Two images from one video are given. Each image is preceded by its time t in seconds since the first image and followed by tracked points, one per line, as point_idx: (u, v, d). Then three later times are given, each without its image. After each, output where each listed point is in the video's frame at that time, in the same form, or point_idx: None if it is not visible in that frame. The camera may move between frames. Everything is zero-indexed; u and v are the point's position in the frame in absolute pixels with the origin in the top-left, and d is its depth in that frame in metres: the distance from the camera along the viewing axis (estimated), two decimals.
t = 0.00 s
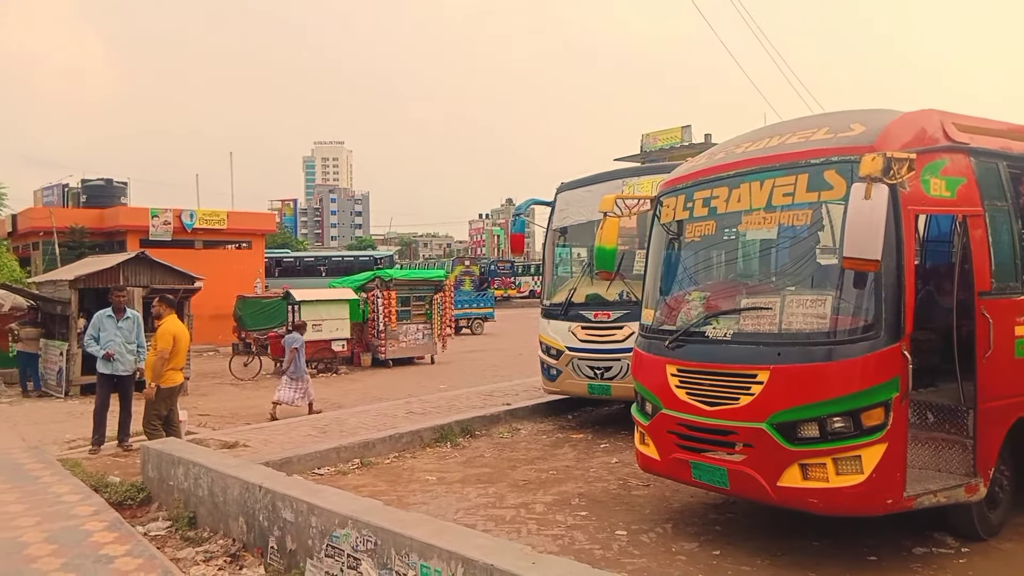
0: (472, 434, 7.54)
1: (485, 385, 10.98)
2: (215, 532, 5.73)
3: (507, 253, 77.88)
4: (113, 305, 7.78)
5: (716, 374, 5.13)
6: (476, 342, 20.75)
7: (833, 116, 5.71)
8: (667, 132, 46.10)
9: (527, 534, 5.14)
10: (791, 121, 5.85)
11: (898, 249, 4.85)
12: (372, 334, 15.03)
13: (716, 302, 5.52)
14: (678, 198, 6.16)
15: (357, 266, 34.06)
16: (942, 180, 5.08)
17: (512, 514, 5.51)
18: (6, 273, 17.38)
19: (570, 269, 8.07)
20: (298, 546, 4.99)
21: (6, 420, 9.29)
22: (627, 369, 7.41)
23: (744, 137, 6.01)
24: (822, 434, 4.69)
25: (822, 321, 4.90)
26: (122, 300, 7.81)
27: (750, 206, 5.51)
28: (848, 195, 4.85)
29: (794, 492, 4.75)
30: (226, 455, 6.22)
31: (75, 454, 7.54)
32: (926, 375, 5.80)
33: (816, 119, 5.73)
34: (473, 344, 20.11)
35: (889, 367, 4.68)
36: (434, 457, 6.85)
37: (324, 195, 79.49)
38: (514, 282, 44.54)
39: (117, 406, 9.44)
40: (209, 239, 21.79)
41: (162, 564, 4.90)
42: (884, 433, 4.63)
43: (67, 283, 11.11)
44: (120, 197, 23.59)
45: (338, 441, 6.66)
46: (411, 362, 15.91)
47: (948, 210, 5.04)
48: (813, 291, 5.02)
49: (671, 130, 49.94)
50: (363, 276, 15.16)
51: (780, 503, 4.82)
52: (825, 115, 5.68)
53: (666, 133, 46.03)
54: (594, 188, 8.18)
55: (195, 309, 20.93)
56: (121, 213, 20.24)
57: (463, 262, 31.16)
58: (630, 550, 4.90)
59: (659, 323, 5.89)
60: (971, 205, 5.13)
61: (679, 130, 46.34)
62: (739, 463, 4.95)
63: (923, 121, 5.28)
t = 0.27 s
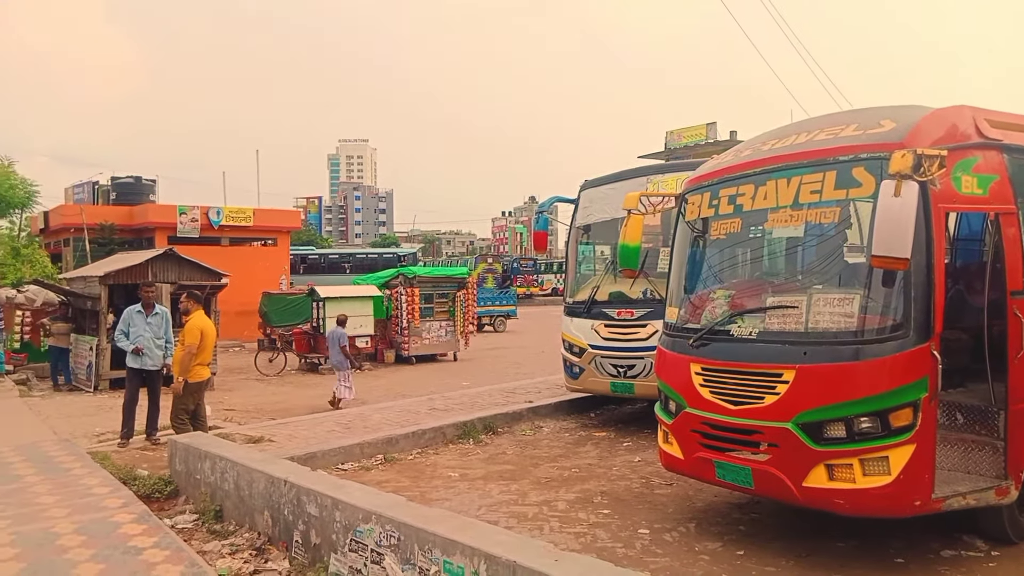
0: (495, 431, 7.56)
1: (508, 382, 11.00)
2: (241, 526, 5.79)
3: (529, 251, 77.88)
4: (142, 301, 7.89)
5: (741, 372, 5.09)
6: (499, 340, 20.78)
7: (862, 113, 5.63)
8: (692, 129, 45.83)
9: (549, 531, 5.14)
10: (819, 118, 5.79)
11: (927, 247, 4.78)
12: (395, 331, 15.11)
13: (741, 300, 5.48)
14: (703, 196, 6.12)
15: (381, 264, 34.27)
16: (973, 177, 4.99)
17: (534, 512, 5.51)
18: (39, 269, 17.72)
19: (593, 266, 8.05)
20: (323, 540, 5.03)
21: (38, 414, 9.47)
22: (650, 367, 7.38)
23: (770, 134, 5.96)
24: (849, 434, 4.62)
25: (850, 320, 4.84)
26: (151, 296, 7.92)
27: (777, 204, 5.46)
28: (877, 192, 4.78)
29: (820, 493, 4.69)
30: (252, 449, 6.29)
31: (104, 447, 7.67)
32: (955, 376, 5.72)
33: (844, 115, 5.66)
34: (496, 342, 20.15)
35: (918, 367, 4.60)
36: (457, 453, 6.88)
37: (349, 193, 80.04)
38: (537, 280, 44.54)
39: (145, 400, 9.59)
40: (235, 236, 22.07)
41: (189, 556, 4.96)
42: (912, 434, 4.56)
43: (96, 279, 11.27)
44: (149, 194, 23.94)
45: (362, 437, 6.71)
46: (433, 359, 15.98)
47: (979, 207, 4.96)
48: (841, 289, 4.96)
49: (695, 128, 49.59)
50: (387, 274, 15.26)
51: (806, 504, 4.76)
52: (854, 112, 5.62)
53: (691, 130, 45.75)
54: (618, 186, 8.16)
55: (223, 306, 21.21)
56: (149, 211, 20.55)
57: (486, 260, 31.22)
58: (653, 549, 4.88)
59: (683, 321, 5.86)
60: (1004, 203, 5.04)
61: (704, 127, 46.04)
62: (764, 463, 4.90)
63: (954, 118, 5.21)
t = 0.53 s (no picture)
0: (515, 431, 7.56)
1: (527, 381, 11.01)
2: (263, 523, 5.85)
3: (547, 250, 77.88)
4: (168, 300, 7.99)
5: (763, 373, 5.04)
6: (519, 339, 20.79)
7: (886, 110, 5.57)
8: (713, 128, 45.51)
9: (569, 532, 5.13)
10: (842, 116, 5.73)
11: (954, 246, 4.71)
12: (416, 330, 15.15)
13: (763, 300, 5.45)
14: (724, 195, 6.08)
15: (402, 263, 34.42)
16: (1000, 176, 4.92)
17: (554, 512, 5.50)
18: (65, 268, 17.99)
19: (613, 266, 8.03)
20: (344, 538, 5.06)
21: (65, 411, 9.62)
22: (671, 367, 7.35)
23: (793, 132, 5.90)
24: (873, 436, 4.56)
25: (874, 320, 4.78)
26: (176, 295, 8.01)
27: (799, 203, 5.41)
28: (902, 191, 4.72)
29: (843, 494, 4.63)
30: (274, 447, 6.35)
31: (129, 444, 7.77)
32: (982, 377, 5.64)
33: (868, 113, 5.60)
34: (516, 341, 20.16)
35: (943, 368, 4.54)
36: (476, 452, 6.89)
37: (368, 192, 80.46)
38: (556, 279, 44.51)
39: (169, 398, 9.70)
40: (257, 236, 22.26)
41: (213, 553, 5.01)
42: (938, 436, 4.49)
43: (121, 278, 11.41)
44: (172, 194, 24.22)
45: (383, 436, 6.74)
46: (453, 358, 16.03)
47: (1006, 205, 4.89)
48: (865, 289, 4.90)
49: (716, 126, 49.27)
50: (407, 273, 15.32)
51: (829, 506, 4.70)
52: (878, 110, 5.55)
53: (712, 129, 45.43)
54: (638, 185, 8.13)
55: (245, 304, 21.41)
56: (173, 211, 20.80)
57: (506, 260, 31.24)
58: (673, 550, 4.86)
59: (704, 321, 5.82)
60: None
61: (725, 126, 45.71)
62: (786, 464, 4.84)
63: (981, 115, 5.14)
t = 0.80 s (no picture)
0: (540, 431, 7.57)
1: (554, 381, 11.01)
2: (292, 520, 5.91)
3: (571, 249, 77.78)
4: (200, 300, 8.12)
5: (792, 374, 4.98)
6: (544, 339, 20.79)
7: (919, 108, 5.48)
8: (740, 127, 45.15)
9: (596, 532, 5.12)
10: (872, 114, 5.66)
11: (989, 245, 4.61)
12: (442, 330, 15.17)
13: (792, 300, 5.40)
14: (752, 194, 6.03)
15: (427, 263, 34.61)
16: None
17: (581, 512, 5.49)
18: (98, 268, 18.34)
19: (640, 266, 8.00)
20: (372, 536, 5.10)
21: (99, 408, 9.80)
22: (698, 368, 7.30)
23: (823, 130, 5.83)
24: (905, 438, 4.45)
25: (906, 321, 4.69)
26: (207, 295, 8.14)
27: (829, 202, 5.35)
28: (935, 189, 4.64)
29: (874, 498, 4.53)
30: (302, 445, 6.41)
31: (161, 441, 7.90)
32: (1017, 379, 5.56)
33: (900, 111, 5.52)
34: (541, 341, 20.15)
35: (979, 370, 4.42)
36: (503, 452, 6.90)
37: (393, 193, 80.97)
38: (581, 279, 44.43)
39: (200, 396, 9.85)
40: (285, 236, 22.50)
41: (242, 549, 5.07)
42: (973, 439, 4.36)
43: (153, 278, 11.61)
44: (202, 194, 24.56)
45: (410, 435, 6.77)
46: (478, 358, 16.08)
47: None
48: (897, 289, 4.83)
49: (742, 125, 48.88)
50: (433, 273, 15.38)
51: (860, 509, 4.60)
52: (910, 108, 5.47)
53: (739, 128, 45.08)
54: (665, 184, 8.09)
55: (273, 304, 21.65)
56: (202, 211, 21.10)
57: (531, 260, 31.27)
58: (701, 552, 4.83)
59: (732, 321, 5.78)
60: None
61: (752, 125, 45.31)
62: (816, 466, 4.75)
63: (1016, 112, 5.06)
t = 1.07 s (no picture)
0: (571, 432, 7.55)
1: (585, 382, 10.99)
2: (325, 518, 5.97)
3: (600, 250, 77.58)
4: (235, 300, 8.24)
5: (827, 376, 4.89)
6: (574, 340, 20.75)
7: (959, 106, 5.36)
8: (772, 127, 44.63)
9: (627, 534, 5.09)
10: (911, 112, 5.55)
11: None
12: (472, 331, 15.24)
13: (827, 302, 5.32)
14: (787, 194, 5.96)
15: (457, 264, 34.76)
16: None
17: (612, 514, 5.47)
18: (137, 268, 18.74)
19: (671, 267, 7.95)
20: (403, 535, 5.13)
21: (138, 406, 10.02)
22: (731, 370, 7.23)
23: (859, 130, 5.74)
24: (945, 443, 4.32)
25: (946, 323, 4.59)
26: (243, 295, 8.25)
27: (866, 202, 5.26)
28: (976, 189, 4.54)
29: (913, 503, 4.41)
30: (335, 444, 6.47)
31: (197, 439, 8.04)
32: None
33: (940, 109, 5.40)
34: (571, 342, 20.11)
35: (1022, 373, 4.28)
36: (533, 453, 6.90)
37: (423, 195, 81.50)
38: (611, 280, 44.26)
39: (234, 395, 10.00)
40: (318, 237, 22.89)
41: (277, 546, 5.13)
42: (1017, 444, 4.22)
43: (189, 278, 11.83)
44: (237, 197, 24.97)
45: (441, 435, 6.80)
46: (509, 359, 16.11)
47: None
48: (936, 291, 4.73)
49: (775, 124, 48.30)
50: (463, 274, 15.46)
51: (897, 515, 4.49)
52: (950, 106, 5.35)
53: (772, 128, 44.57)
54: (698, 185, 8.03)
55: (306, 304, 21.92)
56: (237, 213, 21.46)
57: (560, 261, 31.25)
58: (734, 556, 4.78)
59: (766, 323, 5.72)
60: None
61: (785, 124, 44.76)
62: (852, 471, 4.64)
63: None
